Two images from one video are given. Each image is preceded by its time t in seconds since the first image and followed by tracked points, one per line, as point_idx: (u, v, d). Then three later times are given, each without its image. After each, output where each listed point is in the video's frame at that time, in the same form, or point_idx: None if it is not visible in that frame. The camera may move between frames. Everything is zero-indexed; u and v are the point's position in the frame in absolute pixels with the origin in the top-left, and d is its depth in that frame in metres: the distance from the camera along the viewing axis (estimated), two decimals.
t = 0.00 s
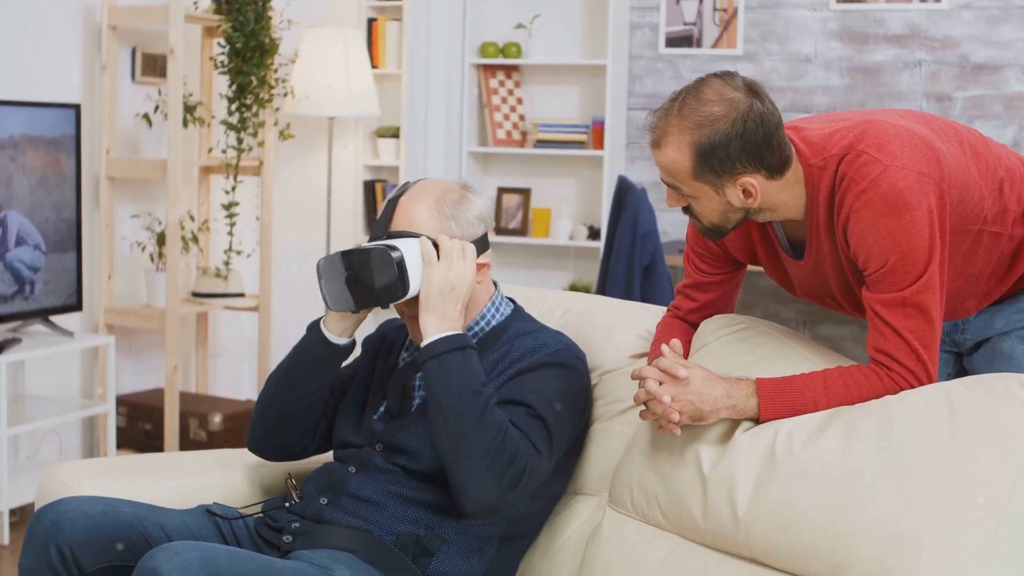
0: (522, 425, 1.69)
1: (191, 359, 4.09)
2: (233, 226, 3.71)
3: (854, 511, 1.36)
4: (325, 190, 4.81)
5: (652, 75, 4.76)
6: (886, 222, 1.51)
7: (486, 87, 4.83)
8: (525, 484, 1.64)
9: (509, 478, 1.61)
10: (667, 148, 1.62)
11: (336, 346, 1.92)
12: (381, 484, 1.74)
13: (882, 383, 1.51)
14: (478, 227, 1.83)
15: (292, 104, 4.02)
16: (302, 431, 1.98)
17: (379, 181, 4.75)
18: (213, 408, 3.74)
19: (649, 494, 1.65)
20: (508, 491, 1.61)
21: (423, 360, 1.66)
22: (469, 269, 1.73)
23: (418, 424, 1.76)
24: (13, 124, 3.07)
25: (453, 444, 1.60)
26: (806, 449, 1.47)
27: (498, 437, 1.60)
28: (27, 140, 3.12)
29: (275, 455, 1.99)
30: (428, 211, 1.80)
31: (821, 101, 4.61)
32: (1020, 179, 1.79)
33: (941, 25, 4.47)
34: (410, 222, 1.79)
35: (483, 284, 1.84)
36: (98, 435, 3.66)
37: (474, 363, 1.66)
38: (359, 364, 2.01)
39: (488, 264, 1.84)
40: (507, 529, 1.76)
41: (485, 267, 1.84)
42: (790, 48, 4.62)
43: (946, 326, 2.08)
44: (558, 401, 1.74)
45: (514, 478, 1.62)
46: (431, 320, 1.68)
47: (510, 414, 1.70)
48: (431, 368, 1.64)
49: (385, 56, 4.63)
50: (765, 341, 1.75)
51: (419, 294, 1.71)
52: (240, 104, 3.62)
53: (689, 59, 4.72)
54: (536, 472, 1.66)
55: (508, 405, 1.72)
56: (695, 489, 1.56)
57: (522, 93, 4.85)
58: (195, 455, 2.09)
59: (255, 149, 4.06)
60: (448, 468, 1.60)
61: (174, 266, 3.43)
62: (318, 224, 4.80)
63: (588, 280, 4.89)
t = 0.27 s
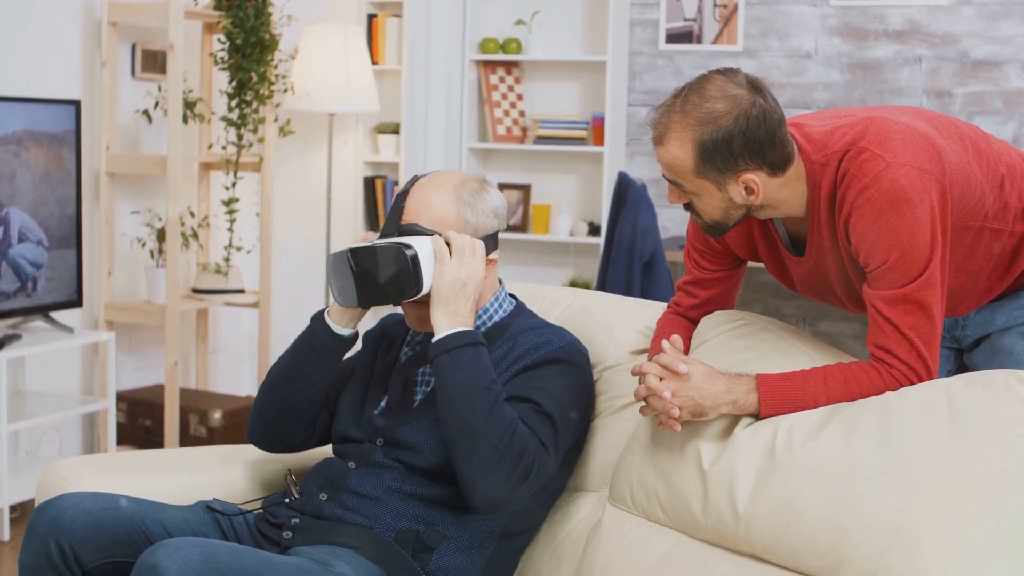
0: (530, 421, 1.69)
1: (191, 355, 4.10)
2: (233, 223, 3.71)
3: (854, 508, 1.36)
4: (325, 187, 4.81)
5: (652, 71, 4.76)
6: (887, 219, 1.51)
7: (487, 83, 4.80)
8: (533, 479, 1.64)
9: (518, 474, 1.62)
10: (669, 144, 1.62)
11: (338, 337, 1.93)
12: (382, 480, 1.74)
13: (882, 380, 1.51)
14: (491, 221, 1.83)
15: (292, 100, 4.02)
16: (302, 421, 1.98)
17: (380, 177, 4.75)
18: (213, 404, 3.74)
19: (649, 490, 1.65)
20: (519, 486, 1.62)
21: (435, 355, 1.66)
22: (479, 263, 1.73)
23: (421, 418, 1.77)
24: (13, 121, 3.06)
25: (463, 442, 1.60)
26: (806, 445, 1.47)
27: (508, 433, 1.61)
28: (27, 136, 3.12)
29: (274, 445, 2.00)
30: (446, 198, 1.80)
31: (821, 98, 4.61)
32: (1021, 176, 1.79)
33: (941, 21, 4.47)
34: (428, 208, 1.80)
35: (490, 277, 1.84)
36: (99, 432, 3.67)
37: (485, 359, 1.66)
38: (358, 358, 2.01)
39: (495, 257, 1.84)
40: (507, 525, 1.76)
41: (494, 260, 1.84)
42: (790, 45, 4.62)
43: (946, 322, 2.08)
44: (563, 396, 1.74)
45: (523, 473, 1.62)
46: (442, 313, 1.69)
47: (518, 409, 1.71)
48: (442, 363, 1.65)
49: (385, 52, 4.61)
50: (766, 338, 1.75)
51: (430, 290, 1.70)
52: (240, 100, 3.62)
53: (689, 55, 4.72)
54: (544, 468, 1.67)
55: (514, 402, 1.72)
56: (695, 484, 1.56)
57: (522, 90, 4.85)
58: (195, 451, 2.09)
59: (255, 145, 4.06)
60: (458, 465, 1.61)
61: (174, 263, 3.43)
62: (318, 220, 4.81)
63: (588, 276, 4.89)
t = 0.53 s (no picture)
0: (527, 412, 1.70)
1: (191, 351, 4.10)
2: (233, 218, 3.71)
3: (854, 503, 1.37)
4: (325, 182, 4.81)
5: (652, 67, 4.76)
6: (889, 214, 1.51)
7: (487, 78, 4.79)
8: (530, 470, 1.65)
9: (513, 464, 1.63)
10: (672, 138, 1.63)
11: (342, 318, 1.95)
12: (381, 475, 1.75)
13: (882, 374, 1.51)
14: (488, 215, 1.82)
15: (292, 95, 4.02)
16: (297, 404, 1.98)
17: (380, 172, 4.74)
18: (213, 399, 3.74)
19: (649, 485, 1.66)
20: (514, 478, 1.63)
21: (427, 350, 1.67)
22: (477, 262, 1.73)
23: (421, 411, 1.77)
24: (14, 117, 3.07)
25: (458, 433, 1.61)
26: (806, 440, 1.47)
27: (502, 425, 1.62)
28: (27, 131, 3.12)
29: (265, 424, 1.99)
30: (440, 195, 1.80)
31: (822, 93, 4.61)
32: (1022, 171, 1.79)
33: (941, 17, 4.47)
34: (421, 206, 1.79)
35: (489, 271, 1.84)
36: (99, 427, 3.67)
37: (477, 351, 1.67)
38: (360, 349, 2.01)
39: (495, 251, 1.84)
40: (507, 519, 1.76)
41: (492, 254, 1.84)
42: (790, 40, 4.62)
43: (947, 317, 2.08)
44: (564, 389, 1.74)
45: (519, 464, 1.63)
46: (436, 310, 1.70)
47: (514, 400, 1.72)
48: (435, 358, 1.66)
49: (385, 47, 4.62)
50: (767, 333, 1.76)
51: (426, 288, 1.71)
52: (240, 96, 3.62)
53: (689, 50, 4.72)
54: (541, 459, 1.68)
55: (511, 395, 1.73)
56: (695, 479, 1.57)
57: (522, 85, 4.85)
58: (195, 447, 2.09)
59: (255, 140, 4.07)
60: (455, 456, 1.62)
61: (174, 258, 3.43)
62: (318, 215, 4.81)
63: (588, 271, 4.89)
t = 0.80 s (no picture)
0: (527, 402, 1.70)
1: (191, 347, 4.10)
2: (233, 214, 3.71)
3: (853, 499, 1.37)
4: (325, 178, 4.81)
5: (652, 63, 4.76)
6: (890, 209, 1.51)
7: (487, 74, 4.86)
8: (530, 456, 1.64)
9: (513, 449, 1.62)
10: (673, 135, 1.63)
11: (347, 302, 1.96)
12: (381, 471, 1.75)
13: (882, 370, 1.51)
14: (494, 210, 1.84)
15: (293, 91, 4.02)
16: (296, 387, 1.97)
17: (379, 168, 4.73)
18: (213, 395, 3.75)
19: (649, 480, 1.66)
20: (512, 463, 1.62)
21: (427, 338, 1.67)
22: (482, 256, 1.74)
23: (421, 405, 1.77)
24: (15, 112, 3.07)
25: (456, 417, 1.61)
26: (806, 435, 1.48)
27: (502, 411, 1.61)
28: (28, 127, 3.12)
29: (261, 404, 1.99)
30: (451, 184, 1.80)
31: (822, 89, 4.61)
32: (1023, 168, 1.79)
33: (941, 13, 4.47)
34: (432, 194, 1.80)
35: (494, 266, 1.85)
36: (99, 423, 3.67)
37: (477, 340, 1.67)
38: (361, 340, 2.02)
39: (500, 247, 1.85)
40: (506, 515, 1.77)
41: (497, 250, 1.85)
42: (790, 36, 4.61)
43: (947, 313, 2.09)
44: (563, 383, 1.75)
45: (519, 449, 1.63)
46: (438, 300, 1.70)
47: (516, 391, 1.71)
48: (435, 344, 1.65)
49: (385, 43, 4.62)
50: (768, 328, 1.76)
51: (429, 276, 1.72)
52: (240, 92, 3.62)
53: (688, 46, 4.72)
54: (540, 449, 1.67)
55: (510, 385, 1.73)
56: (695, 474, 1.57)
57: (522, 81, 4.85)
58: (196, 443, 2.09)
59: (255, 136, 4.07)
60: (452, 442, 1.61)
61: (175, 254, 3.43)
62: (318, 211, 4.81)
63: (589, 267, 4.89)
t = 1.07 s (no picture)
0: (537, 389, 1.70)
1: (191, 342, 4.10)
2: (233, 210, 3.71)
3: (853, 494, 1.37)
4: (325, 173, 4.81)
5: (652, 58, 4.75)
6: (891, 205, 1.52)
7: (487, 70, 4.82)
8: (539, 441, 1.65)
9: (524, 434, 1.62)
10: (673, 131, 1.63)
11: (351, 283, 1.97)
12: (381, 467, 1.75)
13: (882, 366, 1.52)
14: (512, 202, 1.85)
15: (292, 86, 4.01)
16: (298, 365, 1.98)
17: (379, 164, 4.73)
18: (213, 391, 3.75)
19: (649, 476, 1.66)
20: (524, 443, 1.62)
21: (441, 321, 1.67)
22: (500, 244, 1.74)
23: (424, 397, 1.78)
24: (16, 108, 3.06)
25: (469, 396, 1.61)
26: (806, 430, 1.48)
27: (512, 395, 1.62)
28: (29, 123, 3.11)
29: (263, 382, 1.99)
30: (472, 172, 1.81)
31: (822, 85, 4.61)
32: None
33: (941, 8, 4.47)
34: (454, 180, 1.80)
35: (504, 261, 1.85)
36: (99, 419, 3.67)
37: (490, 326, 1.68)
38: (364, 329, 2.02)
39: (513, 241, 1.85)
40: (506, 510, 1.77)
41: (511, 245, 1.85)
42: (790, 32, 4.61)
43: (948, 308, 2.09)
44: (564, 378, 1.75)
45: (529, 434, 1.63)
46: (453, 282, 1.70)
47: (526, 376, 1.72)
48: (448, 327, 1.66)
49: (385, 38, 4.62)
50: (768, 324, 1.76)
51: (446, 259, 1.71)
52: (240, 87, 3.62)
53: (689, 42, 4.72)
54: (548, 436, 1.67)
55: (520, 372, 1.73)
56: (694, 469, 1.58)
57: (522, 76, 4.85)
58: (196, 439, 2.10)
59: (255, 132, 4.06)
60: (462, 423, 1.61)
61: (174, 249, 3.43)
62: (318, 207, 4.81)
63: (589, 263, 4.90)
